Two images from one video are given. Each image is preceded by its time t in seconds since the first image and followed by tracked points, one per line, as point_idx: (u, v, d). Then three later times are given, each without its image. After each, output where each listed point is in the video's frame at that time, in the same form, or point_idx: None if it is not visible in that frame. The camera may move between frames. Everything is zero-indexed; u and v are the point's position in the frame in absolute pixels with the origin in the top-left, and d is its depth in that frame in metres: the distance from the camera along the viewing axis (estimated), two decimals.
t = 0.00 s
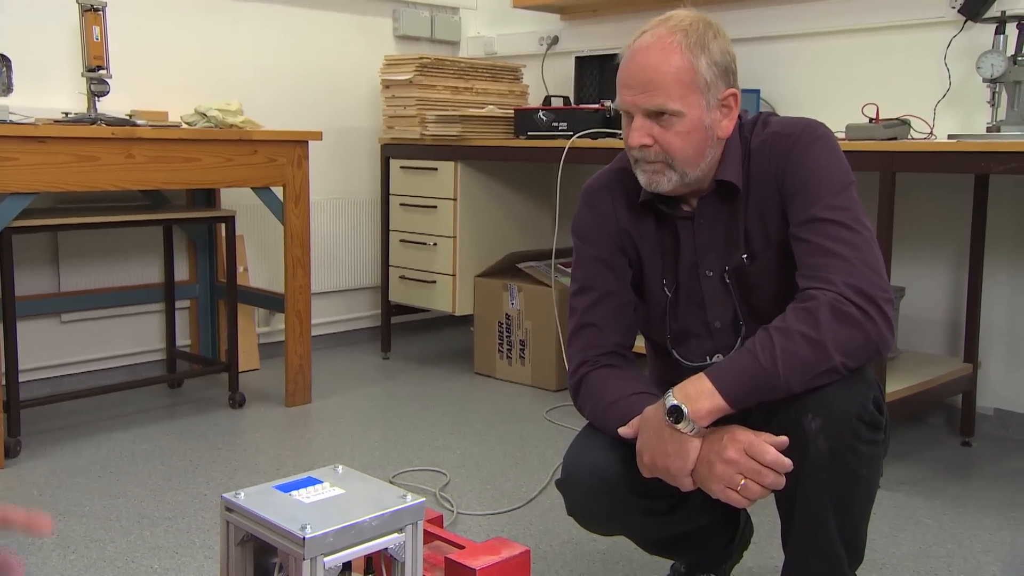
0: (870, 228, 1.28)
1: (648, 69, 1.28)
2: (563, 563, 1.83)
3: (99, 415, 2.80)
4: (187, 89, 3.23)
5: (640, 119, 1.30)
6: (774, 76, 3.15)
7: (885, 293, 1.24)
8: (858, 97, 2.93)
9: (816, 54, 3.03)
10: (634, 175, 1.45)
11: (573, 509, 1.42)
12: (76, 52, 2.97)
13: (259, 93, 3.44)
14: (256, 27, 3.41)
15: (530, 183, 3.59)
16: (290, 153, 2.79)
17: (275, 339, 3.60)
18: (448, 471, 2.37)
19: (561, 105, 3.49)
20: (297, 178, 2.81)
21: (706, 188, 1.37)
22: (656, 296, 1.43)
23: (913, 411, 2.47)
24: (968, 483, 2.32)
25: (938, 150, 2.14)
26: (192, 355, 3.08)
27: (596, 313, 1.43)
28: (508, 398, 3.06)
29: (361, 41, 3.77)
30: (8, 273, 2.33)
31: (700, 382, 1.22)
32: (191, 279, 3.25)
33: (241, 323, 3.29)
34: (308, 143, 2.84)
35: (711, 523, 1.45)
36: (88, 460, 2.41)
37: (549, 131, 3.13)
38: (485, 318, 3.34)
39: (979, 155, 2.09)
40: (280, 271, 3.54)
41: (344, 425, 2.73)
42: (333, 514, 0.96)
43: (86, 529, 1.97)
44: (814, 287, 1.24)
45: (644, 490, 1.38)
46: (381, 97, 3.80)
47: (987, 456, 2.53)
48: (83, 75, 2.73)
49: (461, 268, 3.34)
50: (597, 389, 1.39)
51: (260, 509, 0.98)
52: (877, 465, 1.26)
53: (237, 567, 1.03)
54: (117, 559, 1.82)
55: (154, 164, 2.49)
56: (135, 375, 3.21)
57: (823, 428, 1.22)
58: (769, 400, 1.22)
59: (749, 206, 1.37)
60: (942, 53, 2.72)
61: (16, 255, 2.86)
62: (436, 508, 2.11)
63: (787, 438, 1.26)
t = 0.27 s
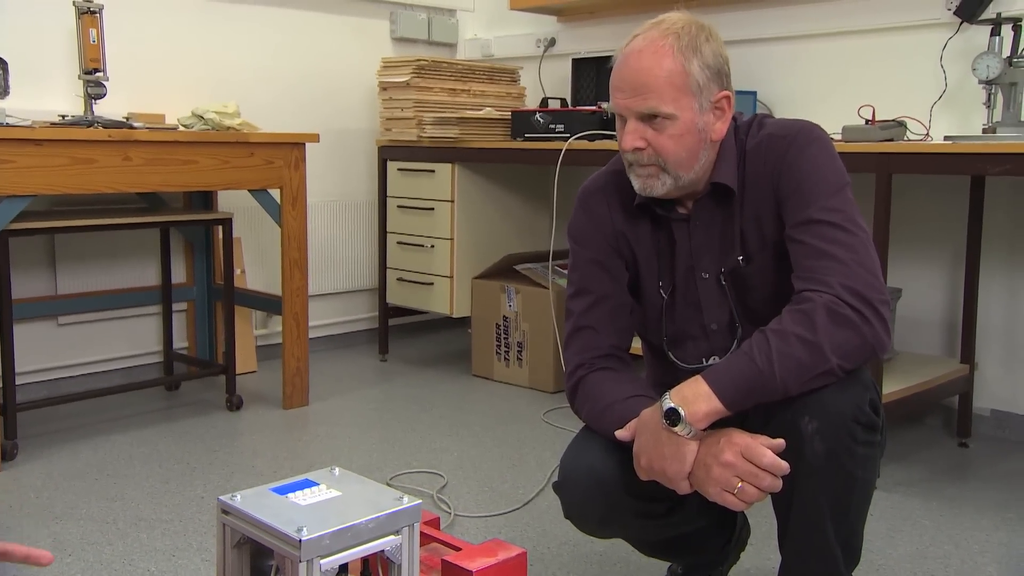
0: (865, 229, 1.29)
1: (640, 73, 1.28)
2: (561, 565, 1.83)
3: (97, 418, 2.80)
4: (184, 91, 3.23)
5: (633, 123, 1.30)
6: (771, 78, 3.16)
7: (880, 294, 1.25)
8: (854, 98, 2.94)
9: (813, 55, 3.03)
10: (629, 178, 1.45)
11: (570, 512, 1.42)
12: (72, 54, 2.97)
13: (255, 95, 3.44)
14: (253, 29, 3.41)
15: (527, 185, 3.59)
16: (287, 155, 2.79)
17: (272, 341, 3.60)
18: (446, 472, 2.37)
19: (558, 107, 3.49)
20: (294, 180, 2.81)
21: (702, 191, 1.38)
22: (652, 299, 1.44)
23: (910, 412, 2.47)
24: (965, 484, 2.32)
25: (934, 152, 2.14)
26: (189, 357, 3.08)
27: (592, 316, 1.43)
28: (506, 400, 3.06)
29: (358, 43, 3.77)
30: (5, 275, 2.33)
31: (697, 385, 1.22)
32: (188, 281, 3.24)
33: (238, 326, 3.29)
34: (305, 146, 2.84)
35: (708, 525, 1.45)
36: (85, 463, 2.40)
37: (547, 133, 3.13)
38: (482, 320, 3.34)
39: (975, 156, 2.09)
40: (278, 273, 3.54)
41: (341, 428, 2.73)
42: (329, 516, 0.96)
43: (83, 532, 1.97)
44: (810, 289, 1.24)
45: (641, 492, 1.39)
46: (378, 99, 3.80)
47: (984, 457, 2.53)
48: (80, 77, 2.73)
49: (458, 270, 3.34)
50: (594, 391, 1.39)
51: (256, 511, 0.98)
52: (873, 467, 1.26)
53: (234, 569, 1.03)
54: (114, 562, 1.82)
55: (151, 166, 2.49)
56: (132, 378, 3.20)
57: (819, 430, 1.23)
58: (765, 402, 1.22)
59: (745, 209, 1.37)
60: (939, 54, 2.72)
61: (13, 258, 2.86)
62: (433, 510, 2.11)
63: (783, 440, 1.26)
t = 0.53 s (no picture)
0: (862, 230, 1.29)
1: (636, 75, 1.28)
2: (560, 567, 1.83)
3: (96, 421, 2.80)
4: (182, 94, 3.23)
5: (630, 125, 1.30)
6: (769, 79, 3.16)
7: (877, 295, 1.25)
8: (852, 99, 2.94)
9: (811, 57, 3.03)
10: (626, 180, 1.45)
11: (567, 515, 1.43)
12: (71, 58, 2.97)
13: (254, 98, 3.44)
14: (251, 32, 3.41)
15: (526, 187, 3.60)
16: (286, 158, 2.79)
17: (272, 344, 3.60)
18: (445, 475, 2.37)
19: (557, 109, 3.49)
20: (292, 183, 2.81)
21: (699, 193, 1.38)
22: (649, 301, 1.44)
23: (909, 413, 2.47)
24: (964, 485, 2.32)
25: (932, 153, 2.14)
26: (188, 360, 3.08)
27: (590, 318, 1.43)
28: (505, 402, 3.06)
29: (357, 45, 3.77)
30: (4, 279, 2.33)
31: (695, 388, 1.22)
32: (187, 284, 3.25)
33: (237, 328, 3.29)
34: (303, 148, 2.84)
35: (706, 527, 1.46)
36: (84, 466, 2.40)
37: (545, 135, 3.13)
38: (481, 322, 3.34)
39: (972, 157, 2.09)
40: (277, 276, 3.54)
41: (340, 430, 2.73)
42: (327, 519, 0.96)
43: (82, 536, 1.97)
44: (807, 291, 1.24)
45: (638, 495, 1.39)
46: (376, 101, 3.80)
47: (983, 458, 2.53)
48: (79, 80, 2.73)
49: (457, 272, 3.35)
50: (591, 394, 1.39)
51: (255, 514, 0.98)
52: (871, 468, 1.26)
53: (233, 572, 1.03)
54: (112, 566, 1.82)
55: (149, 169, 2.49)
56: (131, 381, 3.20)
57: (817, 431, 1.23)
58: (763, 404, 1.22)
59: (742, 210, 1.37)
60: (937, 55, 2.73)
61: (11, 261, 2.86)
62: (432, 512, 2.11)
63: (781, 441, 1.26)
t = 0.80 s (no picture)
0: (859, 229, 1.29)
1: (634, 72, 1.28)
2: (558, 567, 1.83)
3: (93, 422, 2.79)
4: (180, 94, 3.23)
5: (626, 122, 1.30)
6: (766, 79, 3.16)
7: (874, 294, 1.25)
8: (849, 99, 2.94)
9: (808, 56, 3.04)
10: (623, 180, 1.45)
11: (565, 516, 1.42)
12: (68, 58, 2.97)
13: (251, 98, 3.44)
14: (248, 32, 3.41)
15: (523, 186, 3.60)
16: (283, 157, 2.79)
17: (269, 344, 3.60)
18: (443, 475, 2.37)
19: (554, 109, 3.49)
20: (290, 183, 2.81)
21: (696, 192, 1.38)
22: (647, 300, 1.44)
23: (906, 412, 2.47)
24: (961, 484, 2.32)
25: (929, 152, 2.14)
26: (186, 360, 3.08)
27: (587, 317, 1.43)
28: (503, 402, 3.06)
29: (354, 45, 3.77)
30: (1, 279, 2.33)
31: (692, 387, 1.22)
32: (185, 284, 3.24)
33: (235, 328, 3.29)
34: (300, 148, 2.84)
35: (703, 526, 1.45)
36: (82, 467, 2.40)
37: (543, 134, 3.13)
38: (479, 322, 3.34)
39: (969, 156, 2.09)
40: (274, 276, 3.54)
41: (338, 430, 2.73)
42: (325, 519, 0.96)
43: (79, 536, 1.96)
44: (803, 290, 1.24)
45: (635, 495, 1.39)
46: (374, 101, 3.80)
47: (980, 457, 2.54)
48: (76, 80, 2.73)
49: (455, 272, 3.34)
50: (589, 394, 1.39)
51: (252, 514, 0.98)
52: (868, 467, 1.26)
53: (230, 572, 1.03)
54: (110, 567, 1.82)
55: (146, 169, 2.48)
56: (129, 382, 3.20)
57: (814, 431, 1.23)
58: (760, 403, 1.22)
59: (739, 209, 1.37)
60: (934, 55, 2.73)
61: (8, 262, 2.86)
62: (430, 512, 2.11)
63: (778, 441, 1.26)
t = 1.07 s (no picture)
0: (859, 225, 1.29)
1: (647, 68, 1.27)
2: (558, 562, 1.83)
3: (93, 416, 2.79)
4: (181, 88, 3.22)
5: (635, 118, 1.29)
6: (768, 75, 3.15)
7: (875, 290, 1.25)
8: (851, 95, 2.93)
9: (810, 52, 3.03)
10: (623, 175, 1.45)
11: (565, 512, 1.43)
12: (69, 52, 2.96)
13: (253, 93, 3.43)
14: (250, 26, 3.40)
15: (525, 182, 3.59)
16: (285, 152, 2.79)
17: (270, 339, 3.60)
18: (443, 470, 2.37)
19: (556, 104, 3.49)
20: (291, 178, 2.81)
21: (698, 187, 1.37)
22: (647, 295, 1.43)
23: (907, 409, 2.47)
24: (961, 480, 2.32)
25: (931, 149, 2.14)
26: (187, 355, 3.08)
27: (587, 312, 1.43)
28: (503, 398, 3.06)
29: (356, 40, 3.76)
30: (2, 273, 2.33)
31: (692, 383, 1.22)
32: (185, 279, 3.24)
33: (236, 323, 3.29)
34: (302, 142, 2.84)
35: (703, 522, 1.46)
36: (82, 461, 2.40)
37: (545, 130, 3.13)
38: (480, 318, 3.34)
39: (972, 153, 2.09)
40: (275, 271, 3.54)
41: (339, 425, 2.73)
42: (326, 514, 0.96)
43: (80, 530, 1.96)
44: (803, 285, 1.24)
45: (635, 491, 1.39)
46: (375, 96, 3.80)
47: (981, 454, 2.53)
48: (77, 75, 2.73)
49: (456, 267, 3.34)
50: (588, 390, 1.39)
51: (253, 509, 0.98)
52: (868, 464, 1.26)
53: (231, 567, 1.03)
54: (111, 561, 1.82)
55: (147, 164, 2.48)
56: (130, 376, 3.20)
57: (814, 428, 1.23)
58: (760, 399, 1.22)
59: (740, 205, 1.37)
60: (936, 51, 2.72)
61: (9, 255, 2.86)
62: (430, 508, 2.11)
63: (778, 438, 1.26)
